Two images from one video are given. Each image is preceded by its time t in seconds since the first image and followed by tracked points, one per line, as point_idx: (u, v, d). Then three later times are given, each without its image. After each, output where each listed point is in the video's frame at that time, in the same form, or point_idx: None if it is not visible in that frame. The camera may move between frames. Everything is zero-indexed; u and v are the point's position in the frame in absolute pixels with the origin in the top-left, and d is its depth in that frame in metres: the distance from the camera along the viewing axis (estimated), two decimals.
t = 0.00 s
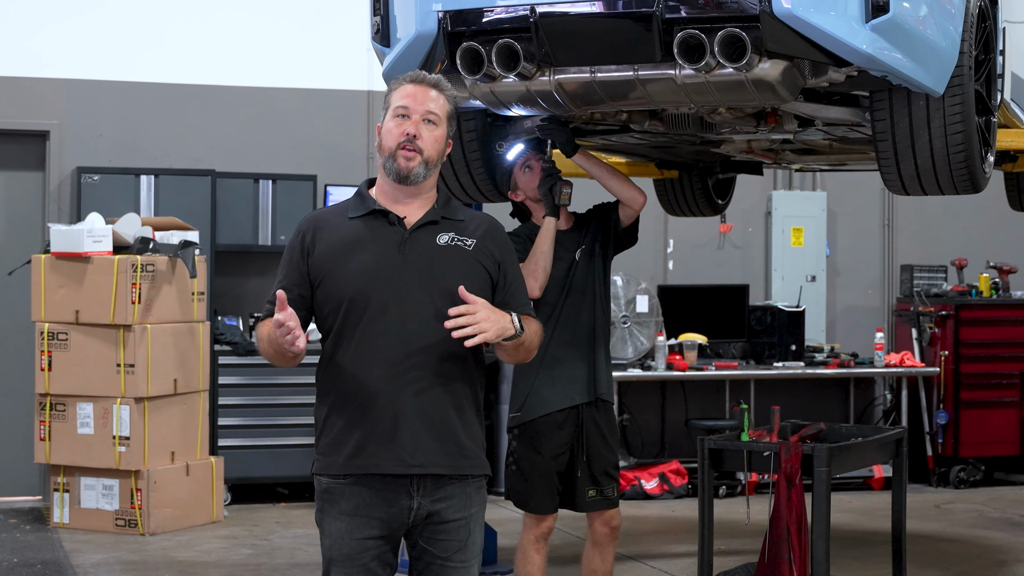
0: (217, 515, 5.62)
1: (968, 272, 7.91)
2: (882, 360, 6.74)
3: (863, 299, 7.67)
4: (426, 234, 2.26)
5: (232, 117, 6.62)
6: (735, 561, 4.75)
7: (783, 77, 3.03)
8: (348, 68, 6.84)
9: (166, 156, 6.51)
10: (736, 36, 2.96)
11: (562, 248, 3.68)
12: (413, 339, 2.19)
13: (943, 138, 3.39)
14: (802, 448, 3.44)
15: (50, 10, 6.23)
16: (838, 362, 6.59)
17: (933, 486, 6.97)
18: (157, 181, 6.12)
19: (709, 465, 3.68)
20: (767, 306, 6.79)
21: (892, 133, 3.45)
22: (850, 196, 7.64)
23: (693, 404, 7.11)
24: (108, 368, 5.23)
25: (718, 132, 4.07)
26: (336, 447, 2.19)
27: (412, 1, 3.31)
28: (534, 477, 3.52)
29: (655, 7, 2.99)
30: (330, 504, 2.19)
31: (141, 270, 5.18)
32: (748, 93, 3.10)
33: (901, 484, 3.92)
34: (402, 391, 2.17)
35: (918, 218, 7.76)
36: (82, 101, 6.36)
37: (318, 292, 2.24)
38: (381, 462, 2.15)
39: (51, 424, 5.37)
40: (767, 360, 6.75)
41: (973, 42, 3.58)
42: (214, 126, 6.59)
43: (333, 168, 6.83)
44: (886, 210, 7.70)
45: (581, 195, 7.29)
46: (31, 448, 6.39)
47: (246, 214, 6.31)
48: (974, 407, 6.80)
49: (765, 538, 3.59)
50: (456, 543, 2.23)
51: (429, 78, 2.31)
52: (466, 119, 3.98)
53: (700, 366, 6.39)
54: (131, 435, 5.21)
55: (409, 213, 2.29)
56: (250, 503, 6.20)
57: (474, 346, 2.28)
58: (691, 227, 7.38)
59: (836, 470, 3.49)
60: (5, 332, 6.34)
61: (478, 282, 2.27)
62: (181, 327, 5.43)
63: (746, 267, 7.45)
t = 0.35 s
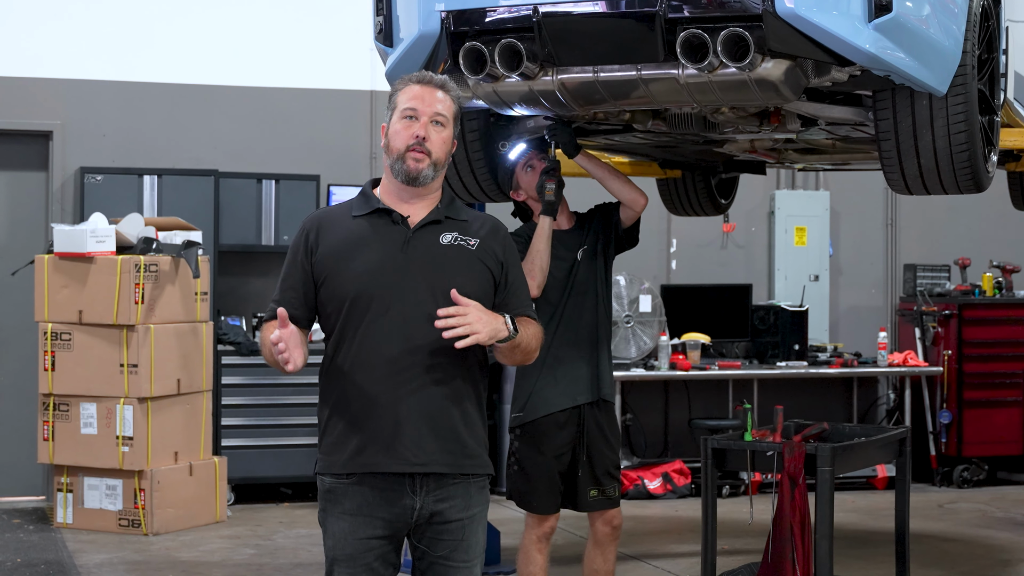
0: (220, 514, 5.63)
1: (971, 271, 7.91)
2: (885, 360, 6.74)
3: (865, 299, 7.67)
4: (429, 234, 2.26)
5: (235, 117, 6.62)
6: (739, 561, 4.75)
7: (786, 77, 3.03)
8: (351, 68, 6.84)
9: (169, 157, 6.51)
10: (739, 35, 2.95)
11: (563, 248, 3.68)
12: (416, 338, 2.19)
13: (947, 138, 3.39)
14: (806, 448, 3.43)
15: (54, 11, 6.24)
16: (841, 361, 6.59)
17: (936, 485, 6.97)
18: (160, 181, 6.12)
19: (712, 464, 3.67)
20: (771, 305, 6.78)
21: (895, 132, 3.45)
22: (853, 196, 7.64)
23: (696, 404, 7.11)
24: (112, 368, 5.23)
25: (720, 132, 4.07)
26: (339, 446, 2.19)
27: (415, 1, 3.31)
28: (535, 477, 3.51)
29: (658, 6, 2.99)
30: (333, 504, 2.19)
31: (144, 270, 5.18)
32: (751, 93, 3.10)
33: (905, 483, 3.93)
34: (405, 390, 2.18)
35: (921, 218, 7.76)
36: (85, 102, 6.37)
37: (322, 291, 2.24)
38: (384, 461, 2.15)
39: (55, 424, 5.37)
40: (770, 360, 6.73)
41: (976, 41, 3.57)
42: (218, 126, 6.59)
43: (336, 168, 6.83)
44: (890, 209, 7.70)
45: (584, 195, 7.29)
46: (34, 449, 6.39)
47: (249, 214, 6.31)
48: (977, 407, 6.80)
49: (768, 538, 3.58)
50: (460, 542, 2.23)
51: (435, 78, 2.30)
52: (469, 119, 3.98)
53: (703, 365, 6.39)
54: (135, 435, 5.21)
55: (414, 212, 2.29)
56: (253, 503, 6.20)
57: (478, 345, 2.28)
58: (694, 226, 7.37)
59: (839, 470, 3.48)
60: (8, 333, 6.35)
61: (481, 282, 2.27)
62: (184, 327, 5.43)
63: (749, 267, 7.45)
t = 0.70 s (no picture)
0: (222, 515, 5.63)
1: (973, 271, 7.90)
2: (887, 360, 6.75)
3: (867, 299, 7.67)
4: (430, 234, 2.25)
5: (237, 118, 6.63)
6: (740, 561, 4.75)
7: (787, 77, 3.03)
8: (354, 69, 6.85)
9: (171, 158, 6.52)
10: (741, 36, 2.96)
11: (563, 248, 3.67)
12: (418, 338, 2.19)
13: (948, 138, 3.38)
14: (807, 448, 3.44)
15: (58, 13, 6.25)
16: (843, 362, 6.59)
17: (938, 486, 6.97)
18: (162, 182, 6.12)
19: (714, 464, 3.67)
20: (772, 305, 6.77)
21: (897, 133, 3.45)
22: (854, 196, 7.64)
23: (698, 404, 7.12)
24: (113, 369, 5.24)
25: (722, 132, 4.07)
26: (342, 445, 2.19)
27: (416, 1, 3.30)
28: (534, 477, 3.52)
29: (659, 7, 2.99)
30: (335, 504, 2.19)
31: (146, 271, 5.18)
32: (752, 93, 3.10)
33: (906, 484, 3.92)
34: (406, 389, 2.18)
35: (923, 218, 7.76)
36: (87, 102, 6.37)
37: (324, 292, 2.24)
38: (386, 460, 2.15)
39: (56, 424, 5.38)
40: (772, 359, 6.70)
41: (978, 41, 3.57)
42: (220, 127, 6.60)
43: (338, 169, 6.83)
44: (891, 210, 7.70)
45: (585, 195, 7.29)
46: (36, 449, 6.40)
47: (251, 215, 6.32)
48: (979, 407, 6.80)
49: (770, 538, 3.58)
50: (462, 542, 2.23)
51: (445, 83, 2.29)
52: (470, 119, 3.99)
53: (704, 366, 6.39)
54: (136, 436, 5.22)
55: (416, 215, 2.29)
56: (255, 503, 6.21)
57: (479, 346, 2.28)
58: (695, 227, 7.37)
59: (841, 470, 3.48)
60: (10, 333, 6.35)
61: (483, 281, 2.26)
62: (186, 328, 5.43)
63: (750, 268, 7.45)
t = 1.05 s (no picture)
0: (223, 514, 5.63)
1: (974, 270, 7.90)
2: (888, 359, 6.75)
3: (868, 299, 7.67)
4: (431, 234, 2.25)
5: (239, 118, 6.63)
6: (741, 561, 4.76)
7: (789, 77, 3.02)
8: (355, 67, 6.85)
9: (172, 157, 6.52)
10: (742, 36, 2.96)
11: (563, 248, 3.67)
12: (419, 339, 2.19)
13: (949, 137, 3.38)
14: (808, 448, 3.44)
15: (59, 13, 6.25)
16: (844, 361, 6.59)
17: (939, 485, 6.97)
18: (162, 181, 6.13)
19: (714, 464, 3.67)
20: (773, 305, 6.76)
21: (898, 132, 3.45)
22: (855, 196, 7.64)
23: (699, 404, 7.12)
24: (115, 368, 5.24)
25: (723, 131, 4.07)
26: (342, 445, 2.19)
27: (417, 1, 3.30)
28: (530, 476, 3.52)
29: (660, 6, 2.98)
30: (336, 503, 2.19)
31: (147, 271, 5.19)
32: (753, 93, 3.09)
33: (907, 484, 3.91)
34: (407, 390, 2.18)
35: (924, 218, 7.76)
36: (89, 102, 6.38)
37: (325, 292, 2.24)
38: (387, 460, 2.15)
39: (57, 424, 5.38)
40: (773, 361, 6.75)
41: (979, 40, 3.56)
42: (221, 127, 6.60)
43: (339, 168, 6.84)
44: (892, 210, 7.70)
45: (586, 195, 7.29)
46: (37, 449, 6.40)
47: (252, 214, 6.32)
48: (980, 407, 6.80)
49: (771, 537, 3.58)
50: (462, 541, 2.23)
51: (443, 81, 2.30)
52: (472, 119, 3.97)
53: (705, 365, 6.39)
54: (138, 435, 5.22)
55: (417, 214, 2.29)
56: (256, 503, 6.21)
57: (480, 346, 2.28)
58: (696, 226, 7.37)
59: (842, 470, 3.48)
60: (11, 333, 6.35)
61: (484, 282, 2.26)
62: (187, 327, 5.44)
63: (751, 267, 7.46)
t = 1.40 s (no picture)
0: (225, 512, 5.63)
1: (976, 268, 7.90)
2: (890, 357, 6.75)
3: (871, 296, 7.67)
4: (437, 232, 2.25)
5: (241, 115, 6.63)
6: (743, 558, 4.76)
7: (791, 75, 3.01)
8: (357, 64, 6.85)
9: (174, 154, 6.53)
10: (744, 33, 2.95)
11: (562, 246, 3.67)
12: (424, 337, 2.19)
13: (952, 135, 3.37)
14: (810, 445, 3.43)
15: (61, 11, 6.26)
16: (846, 359, 6.59)
17: (941, 483, 6.97)
18: (165, 178, 6.13)
19: (716, 461, 3.67)
20: (775, 303, 6.76)
21: (900, 130, 3.44)
22: (857, 194, 7.63)
23: (701, 401, 7.12)
24: (117, 365, 5.24)
25: (725, 129, 4.07)
26: (347, 442, 2.20)
27: None
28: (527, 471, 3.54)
29: (663, 3, 2.98)
30: (340, 500, 2.19)
31: (149, 268, 5.19)
32: (756, 90, 3.08)
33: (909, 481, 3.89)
34: (412, 387, 2.17)
35: (926, 215, 7.76)
36: (91, 99, 6.38)
37: (330, 290, 2.24)
38: (391, 457, 2.15)
39: (60, 421, 5.39)
40: (775, 358, 6.71)
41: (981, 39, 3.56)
42: (223, 124, 6.60)
43: (341, 166, 6.84)
44: (894, 207, 7.70)
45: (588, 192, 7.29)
46: (39, 446, 6.41)
47: (254, 212, 6.33)
48: (982, 405, 6.79)
49: (773, 535, 3.57)
50: (465, 538, 2.22)
51: (442, 75, 2.29)
52: (474, 116, 3.97)
53: (708, 363, 6.39)
54: (140, 433, 5.22)
55: (422, 211, 2.29)
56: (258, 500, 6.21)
57: (485, 344, 2.27)
58: (698, 223, 7.37)
59: (844, 467, 3.47)
60: (14, 329, 6.36)
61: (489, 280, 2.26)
62: (189, 325, 5.44)
63: (754, 264, 7.45)
